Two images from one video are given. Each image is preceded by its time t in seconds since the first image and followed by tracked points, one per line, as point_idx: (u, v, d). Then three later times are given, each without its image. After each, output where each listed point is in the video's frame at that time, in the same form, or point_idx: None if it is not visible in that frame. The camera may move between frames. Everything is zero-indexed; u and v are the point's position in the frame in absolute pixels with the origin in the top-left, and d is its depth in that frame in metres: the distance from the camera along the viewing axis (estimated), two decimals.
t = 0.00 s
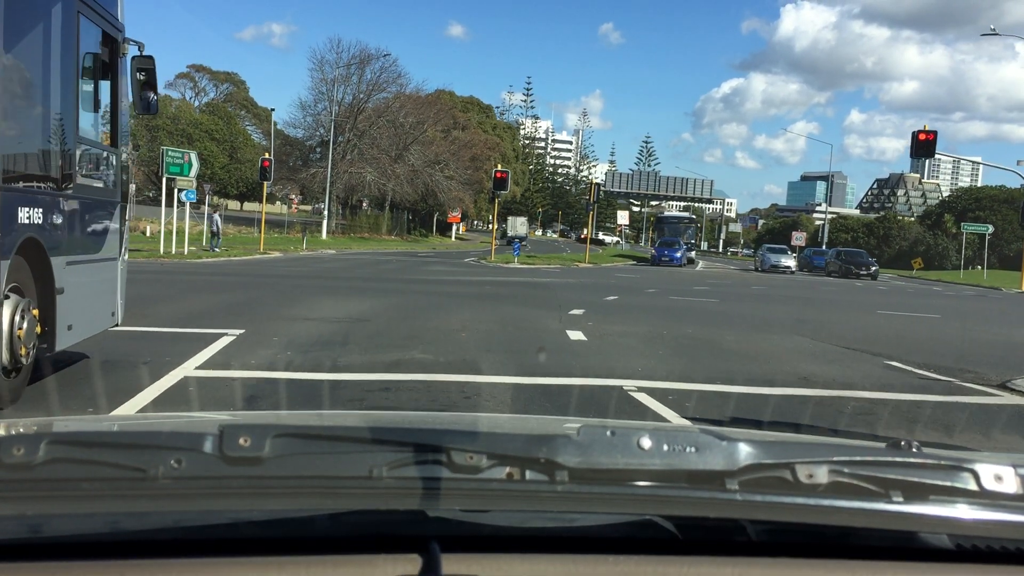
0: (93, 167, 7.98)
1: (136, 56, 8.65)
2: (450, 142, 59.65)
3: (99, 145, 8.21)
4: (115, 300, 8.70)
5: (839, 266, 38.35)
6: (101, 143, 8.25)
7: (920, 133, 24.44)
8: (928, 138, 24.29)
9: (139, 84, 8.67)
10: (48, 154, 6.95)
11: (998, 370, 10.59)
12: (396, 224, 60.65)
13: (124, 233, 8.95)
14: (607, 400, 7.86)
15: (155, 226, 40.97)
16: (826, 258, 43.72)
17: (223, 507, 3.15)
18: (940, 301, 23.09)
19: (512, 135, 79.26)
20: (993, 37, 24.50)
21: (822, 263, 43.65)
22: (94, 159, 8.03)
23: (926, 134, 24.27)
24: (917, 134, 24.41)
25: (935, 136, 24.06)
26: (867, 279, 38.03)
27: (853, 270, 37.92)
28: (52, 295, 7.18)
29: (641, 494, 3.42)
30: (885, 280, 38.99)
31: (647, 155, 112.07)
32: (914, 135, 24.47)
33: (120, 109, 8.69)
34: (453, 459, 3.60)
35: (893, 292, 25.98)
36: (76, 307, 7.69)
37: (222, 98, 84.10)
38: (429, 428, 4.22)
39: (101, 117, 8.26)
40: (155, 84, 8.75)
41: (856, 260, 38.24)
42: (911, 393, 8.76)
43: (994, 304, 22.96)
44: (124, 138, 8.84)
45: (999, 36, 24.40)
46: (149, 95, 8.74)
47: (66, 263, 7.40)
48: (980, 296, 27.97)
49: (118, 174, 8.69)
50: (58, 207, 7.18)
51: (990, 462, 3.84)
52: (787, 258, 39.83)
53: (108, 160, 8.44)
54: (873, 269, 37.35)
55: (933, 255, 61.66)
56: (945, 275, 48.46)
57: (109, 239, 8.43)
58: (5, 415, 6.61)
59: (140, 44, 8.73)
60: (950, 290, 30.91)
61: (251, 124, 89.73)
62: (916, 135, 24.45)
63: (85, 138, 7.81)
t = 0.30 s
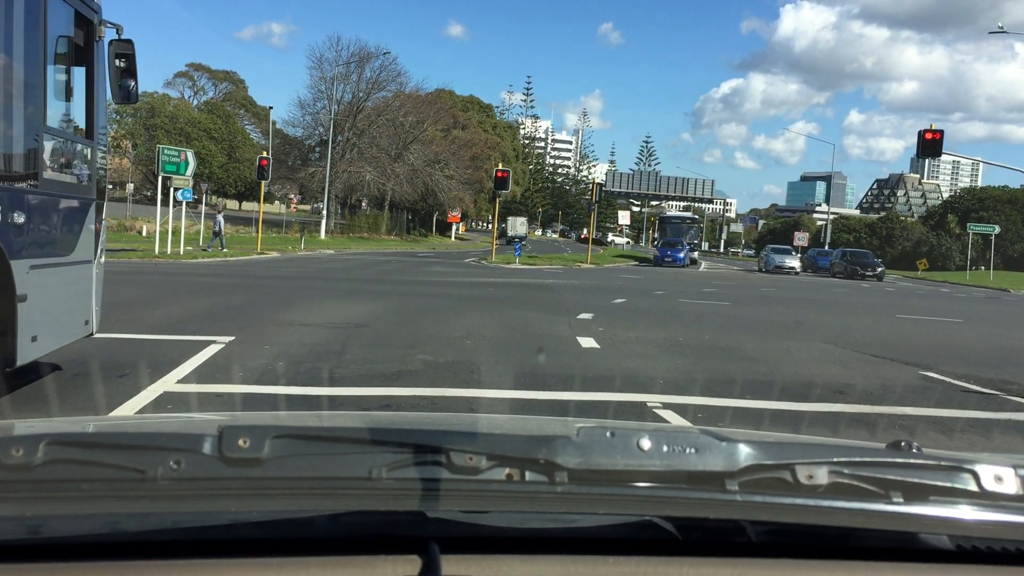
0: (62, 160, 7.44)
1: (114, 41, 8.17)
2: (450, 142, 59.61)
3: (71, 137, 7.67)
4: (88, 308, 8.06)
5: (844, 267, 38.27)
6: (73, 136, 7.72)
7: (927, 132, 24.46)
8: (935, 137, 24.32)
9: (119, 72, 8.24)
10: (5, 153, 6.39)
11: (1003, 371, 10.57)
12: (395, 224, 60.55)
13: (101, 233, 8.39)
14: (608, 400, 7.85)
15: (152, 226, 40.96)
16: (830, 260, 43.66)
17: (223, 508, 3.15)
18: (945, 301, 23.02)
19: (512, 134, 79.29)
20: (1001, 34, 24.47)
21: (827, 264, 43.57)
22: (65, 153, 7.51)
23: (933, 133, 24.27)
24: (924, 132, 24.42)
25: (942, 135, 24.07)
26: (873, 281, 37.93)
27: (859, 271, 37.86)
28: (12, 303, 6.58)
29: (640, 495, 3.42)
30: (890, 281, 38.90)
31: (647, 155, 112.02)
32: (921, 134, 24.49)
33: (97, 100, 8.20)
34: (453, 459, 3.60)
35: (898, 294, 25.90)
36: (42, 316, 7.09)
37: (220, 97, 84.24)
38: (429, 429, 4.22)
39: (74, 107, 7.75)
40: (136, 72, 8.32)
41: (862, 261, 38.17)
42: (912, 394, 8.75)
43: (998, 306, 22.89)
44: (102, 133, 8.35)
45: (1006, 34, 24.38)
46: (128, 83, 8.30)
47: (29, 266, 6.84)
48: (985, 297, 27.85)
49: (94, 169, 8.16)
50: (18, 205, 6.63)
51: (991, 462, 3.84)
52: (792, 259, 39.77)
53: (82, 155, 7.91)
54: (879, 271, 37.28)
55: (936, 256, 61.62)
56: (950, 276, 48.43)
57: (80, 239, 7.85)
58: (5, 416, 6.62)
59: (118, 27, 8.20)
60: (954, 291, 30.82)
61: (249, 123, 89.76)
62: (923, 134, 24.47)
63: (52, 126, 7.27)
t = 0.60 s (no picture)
0: (34, 154, 6.73)
1: (92, 26, 7.55)
2: (450, 141, 59.52)
3: (44, 131, 6.95)
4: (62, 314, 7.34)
5: (849, 269, 38.19)
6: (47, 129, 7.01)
7: (933, 131, 24.41)
8: (941, 137, 24.30)
9: (97, 59, 7.69)
10: None
11: (1006, 372, 10.54)
12: (395, 224, 60.50)
13: (77, 235, 7.68)
14: (608, 399, 7.85)
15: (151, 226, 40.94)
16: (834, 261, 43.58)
17: (224, 508, 3.16)
18: (949, 303, 22.96)
19: (512, 134, 79.27)
20: (1007, 34, 24.38)
21: (830, 265, 43.48)
22: (38, 147, 6.81)
23: (939, 133, 24.27)
24: (930, 132, 24.40)
25: (948, 135, 24.07)
26: (877, 282, 37.82)
27: (864, 272, 37.76)
28: None
29: (640, 495, 3.43)
30: (894, 282, 38.82)
31: (648, 155, 111.91)
32: (927, 133, 24.46)
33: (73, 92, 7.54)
34: (453, 459, 3.61)
35: (902, 295, 25.84)
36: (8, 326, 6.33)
37: (218, 96, 84.30)
38: (429, 428, 4.22)
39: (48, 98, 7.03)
40: (115, 59, 7.78)
41: (866, 262, 38.10)
42: (913, 394, 8.74)
43: (1002, 307, 22.82)
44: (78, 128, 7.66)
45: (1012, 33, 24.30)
46: (107, 72, 7.78)
47: None
48: (989, 299, 27.77)
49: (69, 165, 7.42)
50: None
51: (990, 462, 3.85)
52: (795, 260, 39.72)
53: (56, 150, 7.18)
54: (883, 273, 37.20)
55: (939, 257, 61.62)
56: (954, 277, 48.38)
57: (52, 241, 7.09)
58: (6, 416, 6.60)
59: (95, 10, 7.61)
60: (958, 293, 30.72)
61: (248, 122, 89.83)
62: (929, 133, 24.43)
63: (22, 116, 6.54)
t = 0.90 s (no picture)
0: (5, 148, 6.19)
1: (71, 11, 7.31)
2: (450, 142, 59.42)
3: (15, 122, 6.43)
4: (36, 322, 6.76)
5: (853, 270, 38.19)
6: (19, 121, 6.49)
7: (938, 131, 24.42)
8: (946, 137, 24.33)
9: (77, 47, 7.44)
10: None
11: (1007, 372, 10.56)
12: (394, 224, 60.50)
13: (53, 236, 7.17)
14: (608, 399, 7.86)
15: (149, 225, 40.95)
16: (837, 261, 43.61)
17: (224, 508, 3.15)
18: (952, 304, 22.95)
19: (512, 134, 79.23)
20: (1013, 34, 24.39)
21: (833, 266, 43.46)
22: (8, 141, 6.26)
23: (944, 133, 24.28)
24: (935, 132, 24.41)
25: (953, 134, 24.08)
26: (881, 283, 37.80)
27: (867, 274, 37.75)
28: None
29: (640, 494, 3.42)
30: (897, 282, 38.84)
31: (648, 156, 111.80)
32: (932, 134, 24.47)
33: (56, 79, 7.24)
34: (453, 458, 3.61)
35: (904, 296, 25.85)
36: None
37: (218, 96, 84.23)
38: (428, 428, 4.22)
39: (19, 87, 6.52)
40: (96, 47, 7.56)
41: (870, 263, 38.12)
42: (914, 393, 8.75)
43: (1005, 308, 22.83)
44: (55, 122, 7.17)
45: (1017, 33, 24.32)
46: (88, 60, 7.52)
47: None
48: (992, 300, 27.76)
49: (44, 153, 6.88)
50: None
51: (990, 460, 3.86)
52: (797, 261, 39.76)
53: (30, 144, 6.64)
54: (887, 273, 37.22)
55: (941, 258, 61.80)
56: (956, 279, 48.43)
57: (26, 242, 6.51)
58: (7, 415, 6.58)
59: None
60: (961, 294, 30.73)
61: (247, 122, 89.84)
62: (934, 134, 24.44)
63: None
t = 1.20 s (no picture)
0: None
1: None
2: (450, 141, 59.37)
3: None
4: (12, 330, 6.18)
5: (857, 270, 38.16)
6: None
7: (944, 130, 24.40)
8: (952, 136, 24.31)
9: (55, 34, 6.66)
10: None
11: (1011, 373, 10.54)
12: (394, 223, 60.51)
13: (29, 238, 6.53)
14: (608, 399, 7.86)
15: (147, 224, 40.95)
16: (841, 261, 43.58)
17: (224, 508, 3.15)
18: (956, 305, 22.91)
19: (512, 133, 79.18)
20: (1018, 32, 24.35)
21: (836, 266, 43.43)
22: None
23: (950, 132, 24.25)
24: (940, 131, 24.38)
25: (959, 133, 24.06)
26: (886, 283, 37.72)
27: (871, 274, 37.74)
28: None
29: (641, 495, 3.42)
30: (901, 282, 38.80)
31: (648, 155, 111.71)
32: (938, 133, 24.43)
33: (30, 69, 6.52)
34: (452, 459, 3.61)
35: (907, 296, 25.84)
36: None
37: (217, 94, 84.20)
38: (428, 428, 4.22)
39: None
40: (74, 33, 6.82)
41: (874, 263, 38.07)
42: (917, 395, 8.73)
43: (1009, 309, 22.78)
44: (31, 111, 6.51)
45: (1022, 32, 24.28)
46: (65, 48, 6.78)
47: None
48: (996, 301, 27.69)
49: (17, 151, 6.27)
50: None
51: (990, 461, 3.85)
52: (801, 261, 39.74)
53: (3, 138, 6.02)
54: (891, 273, 37.16)
55: (944, 257, 61.97)
56: (958, 279, 48.46)
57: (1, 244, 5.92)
58: (6, 415, 6.58)
59: None
60: (964, 294, 30.70)
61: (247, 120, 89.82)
62: (939, 133, 24.42)
63: None
